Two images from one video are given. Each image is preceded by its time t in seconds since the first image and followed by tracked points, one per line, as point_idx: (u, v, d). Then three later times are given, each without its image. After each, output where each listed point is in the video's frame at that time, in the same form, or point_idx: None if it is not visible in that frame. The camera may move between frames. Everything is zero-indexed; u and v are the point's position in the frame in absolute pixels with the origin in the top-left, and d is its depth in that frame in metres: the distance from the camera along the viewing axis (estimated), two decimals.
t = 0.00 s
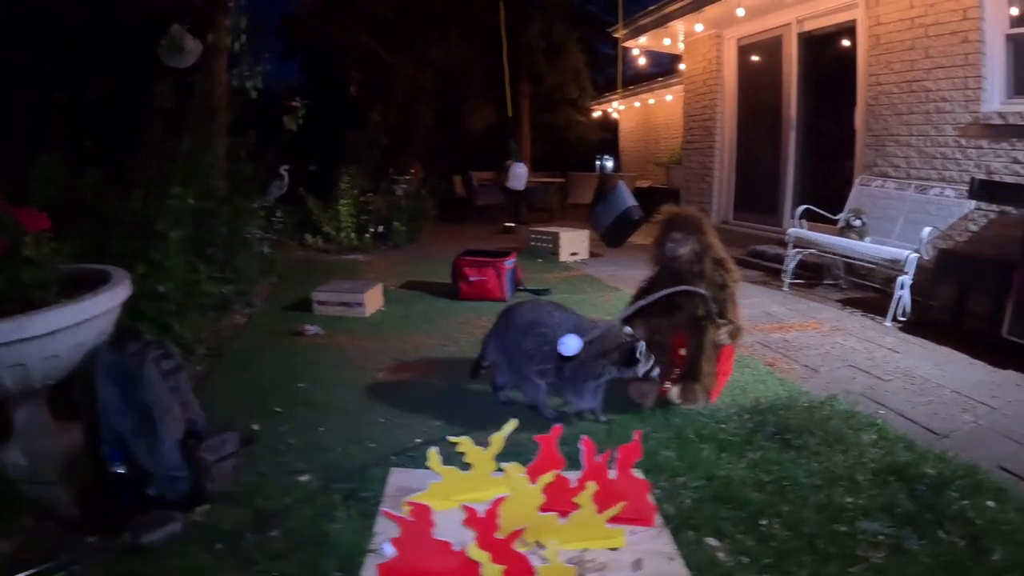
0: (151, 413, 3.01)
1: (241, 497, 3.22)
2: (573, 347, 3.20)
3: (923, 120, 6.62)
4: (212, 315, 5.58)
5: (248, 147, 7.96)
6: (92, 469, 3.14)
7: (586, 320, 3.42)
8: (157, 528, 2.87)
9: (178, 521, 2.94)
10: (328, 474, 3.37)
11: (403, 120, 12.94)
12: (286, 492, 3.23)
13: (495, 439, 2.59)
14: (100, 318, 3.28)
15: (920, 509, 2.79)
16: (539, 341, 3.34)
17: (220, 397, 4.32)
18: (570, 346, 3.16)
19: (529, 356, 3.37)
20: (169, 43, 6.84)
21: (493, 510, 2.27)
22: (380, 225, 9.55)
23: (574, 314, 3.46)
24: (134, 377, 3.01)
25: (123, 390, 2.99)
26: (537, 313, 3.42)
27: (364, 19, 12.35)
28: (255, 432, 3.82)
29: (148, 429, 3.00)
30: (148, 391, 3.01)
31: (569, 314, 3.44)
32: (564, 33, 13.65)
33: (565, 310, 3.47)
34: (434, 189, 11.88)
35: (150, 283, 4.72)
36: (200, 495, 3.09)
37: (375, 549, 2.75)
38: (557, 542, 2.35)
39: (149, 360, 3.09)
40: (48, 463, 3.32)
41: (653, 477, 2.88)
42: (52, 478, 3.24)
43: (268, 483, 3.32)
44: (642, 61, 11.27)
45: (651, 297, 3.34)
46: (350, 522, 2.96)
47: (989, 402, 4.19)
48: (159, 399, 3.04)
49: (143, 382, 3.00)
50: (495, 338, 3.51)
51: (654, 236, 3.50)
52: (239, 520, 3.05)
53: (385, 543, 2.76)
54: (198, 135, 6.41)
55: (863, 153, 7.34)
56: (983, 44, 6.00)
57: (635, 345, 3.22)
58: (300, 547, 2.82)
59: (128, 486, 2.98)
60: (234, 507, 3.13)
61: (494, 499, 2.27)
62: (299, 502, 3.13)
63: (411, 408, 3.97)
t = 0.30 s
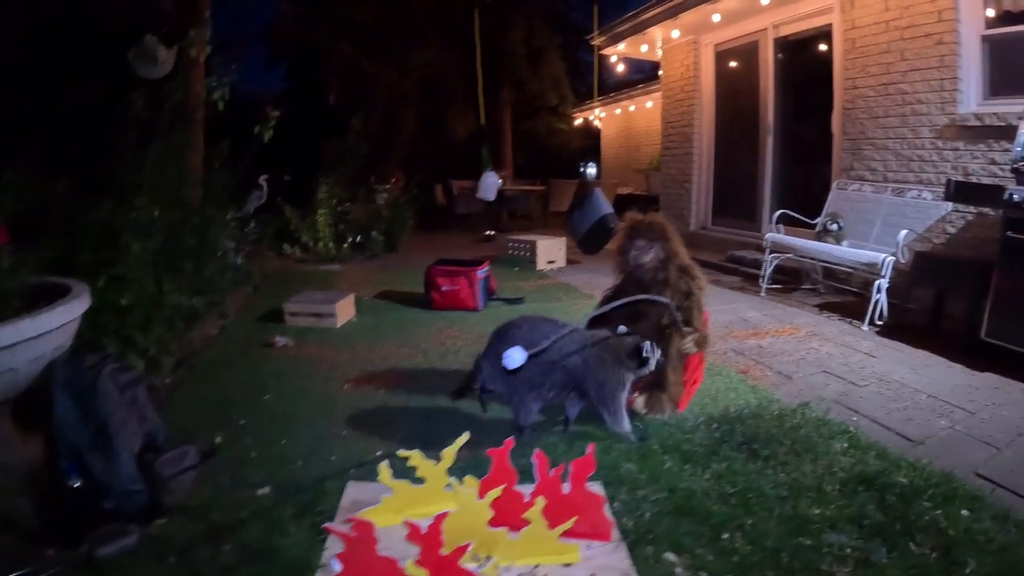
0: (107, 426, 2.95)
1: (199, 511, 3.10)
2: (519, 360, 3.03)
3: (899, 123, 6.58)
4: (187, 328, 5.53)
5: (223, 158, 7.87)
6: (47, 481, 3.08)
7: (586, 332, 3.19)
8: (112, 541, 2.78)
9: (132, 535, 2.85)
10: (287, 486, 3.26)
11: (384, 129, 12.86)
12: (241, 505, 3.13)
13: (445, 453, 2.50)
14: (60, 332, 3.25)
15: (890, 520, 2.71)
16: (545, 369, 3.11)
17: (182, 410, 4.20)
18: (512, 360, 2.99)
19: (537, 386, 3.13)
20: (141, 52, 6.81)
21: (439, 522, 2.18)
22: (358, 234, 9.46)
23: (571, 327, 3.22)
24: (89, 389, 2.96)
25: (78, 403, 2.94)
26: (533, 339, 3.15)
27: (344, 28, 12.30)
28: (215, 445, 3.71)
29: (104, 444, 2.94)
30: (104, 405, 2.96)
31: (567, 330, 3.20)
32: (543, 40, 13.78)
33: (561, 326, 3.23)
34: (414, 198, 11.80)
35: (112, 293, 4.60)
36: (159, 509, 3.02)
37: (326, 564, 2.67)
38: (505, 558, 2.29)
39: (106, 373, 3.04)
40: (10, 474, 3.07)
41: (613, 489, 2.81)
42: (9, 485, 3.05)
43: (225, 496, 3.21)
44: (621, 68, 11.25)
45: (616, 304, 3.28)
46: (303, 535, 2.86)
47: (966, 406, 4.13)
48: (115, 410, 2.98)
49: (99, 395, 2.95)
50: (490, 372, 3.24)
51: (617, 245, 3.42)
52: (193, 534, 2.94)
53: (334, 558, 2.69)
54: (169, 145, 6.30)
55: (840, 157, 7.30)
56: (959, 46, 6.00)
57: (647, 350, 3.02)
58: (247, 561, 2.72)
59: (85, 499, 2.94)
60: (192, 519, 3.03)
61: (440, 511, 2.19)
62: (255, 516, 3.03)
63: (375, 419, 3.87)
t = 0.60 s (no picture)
0: (62, 437, 2.81)
1: (153, 524, 3.01)
2: (463, 375, 2.51)
3: (878, 127, 6.55)
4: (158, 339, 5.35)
5: (200, 168, 7.77)
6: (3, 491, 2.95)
7: (563, 338, 3.11)
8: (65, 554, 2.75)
9: (88, 547, 2.81)
10: (246, 498, 3.17)
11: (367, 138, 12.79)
12: (197, 518, 3.03)
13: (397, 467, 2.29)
14: (14, 344, 3.00)
15: (861, 533, 2.63)
16: (523, 380, 3.02)
17: (146, 421, 4.09)
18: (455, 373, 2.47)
19: (517, 399, 3.05)
20: (115, 63, 6.61)
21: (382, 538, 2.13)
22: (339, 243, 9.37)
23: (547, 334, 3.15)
24: (44, 398, 2.82)
25: (33, 411, 2.82)
26: (508, 351, 3.05)
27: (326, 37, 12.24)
28: (176, 457, 3.61)
29: (58, 454, 2.81)
30: (58, 413, 2.82)
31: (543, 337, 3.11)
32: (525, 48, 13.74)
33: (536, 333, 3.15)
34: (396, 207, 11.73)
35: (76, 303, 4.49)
36: (115, 521, 2.94)
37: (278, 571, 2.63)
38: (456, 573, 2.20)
39: (63, 383, 2.90)
40: None
41: (573, 503, 2.75)
42: None
43: (182, 510, 3.11)
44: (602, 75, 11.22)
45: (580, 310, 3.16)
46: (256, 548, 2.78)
47: (945, 412, 4.06)
48: (70, 421, 2.85)
49: (55, 404, 2.82)
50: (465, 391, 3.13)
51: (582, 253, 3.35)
52: (148, 547, 2.85)
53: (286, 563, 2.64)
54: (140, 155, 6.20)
55: (820, 162, 7.26)
56: (938, 48, 5.96)
57: (624, 344, 2.93)
58: None
59: (42, 509, 2.86)
60: (148, 531, 2.96)
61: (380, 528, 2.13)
62: (209, 529, 2.93)
63: (339, 430, 3.77)
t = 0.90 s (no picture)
0: (36, 447, 2.80)
1: (127, 534, 2.94)
2: (430, 388, 2.42)
3: (868, 134, 6.52)
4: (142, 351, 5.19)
5: (188, 178, 7.71)
6: None
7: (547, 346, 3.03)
8: (37, 564, 2.68)
9: (61, 556, 2.74)
10: (221, 510, 3.10)
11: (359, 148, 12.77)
12: (170, 529, 2.96)
13: (366, 480, 2.24)
14: None
15: (845, 548, 2.58)
16: (501, 387, 2.95)
17: (124, 432, 4.01)
18: (420, 387, 2.38)
19: (497, 408, 2.97)
20: (100, 72, 6.15)
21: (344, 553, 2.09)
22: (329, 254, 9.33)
23: (534, 344, 3.08)
24: (18, 408, 2.80)
25: (5, 420, 2.76)
26: (492, 358, 3.02)
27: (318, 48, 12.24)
28: (153, 468, 3.54)
29: (32, 463, 2.79)
30: (34, 423, 2.81)
31: (528, 346, 3.05)
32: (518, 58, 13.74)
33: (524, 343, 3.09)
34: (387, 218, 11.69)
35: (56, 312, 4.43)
36: (88, 531, 2.89)
37: None
38: None
39: (38, 394, 2.88)
40: None
41: (548, 518, 2.71)
42: None
43: (155, 520, 3.04)
44: (594, 84, 11.22)
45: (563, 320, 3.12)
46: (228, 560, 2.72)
47: (935, 422, 4.01)
48: (45, 430, 2.85)
49: (30, 413, 2.81)
50: (452, 399, 3.10)
51: (561, 263, 3.33)
52: (121, 556, 2.78)
53: None
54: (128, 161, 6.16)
55: (811, 170, 7.23)
56: (927, 54, 5.94)
57: (596, 348, 2.79)
58: None
59: (13, 520, 2.77)
60: (122, 541, 2.89)
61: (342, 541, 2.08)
62: (182, 541, 2.85)
63: (318, 442, 3.70)
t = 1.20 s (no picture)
0: (26, 441, 2.80)
1: (116, 528, 2.92)
2: (416, 383, 2.36)
3: (865, 132, 6.50)
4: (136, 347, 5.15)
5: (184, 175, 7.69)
6: None
7: (538, 344, 3.02)
8: (26, 558, 2.65)
9: (50, 550, 2.72)
10: (210, 505, 3.08)
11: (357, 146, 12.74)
12: (158, 525, 2.94)
13: (355, 476, 2.26)
14: None
15: (837, 548, 2.56)
16: (488, 381, 2.93)
17: (115, 429, 3.98)
18: (405, 382, 2.32)
19: (485, 403, 2.94)
20: (96, 69, 6.11)
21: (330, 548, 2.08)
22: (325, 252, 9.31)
23: (528, 342, 3.08)
24: (8, 404, 2.80)
25: None
26: (483, 352, 3.00)
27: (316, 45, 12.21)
28: (144, 463, 3.51)
29: (21, 459, 2.78)
30: (24, 418, 2.81)
31: (520, 342, 3.05)
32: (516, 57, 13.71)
33: (517, 341, 3.08)
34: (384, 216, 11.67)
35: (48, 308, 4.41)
36: (78, 525, 2.87)
37: None
38: None
39: (27, 389, 2.88)
40: None
41: (537, 516, 2.69)
42: None
43: (145, 515, 3.02)
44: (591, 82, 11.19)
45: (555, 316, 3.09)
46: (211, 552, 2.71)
47: (931, 421, 3.99)
48: (35, 425, 2.84)
49: (20, 409, 2.81)
50: (443, 394, 3.08)
51: (555, 260, 3.33)
52: (109, 552, 2.76)
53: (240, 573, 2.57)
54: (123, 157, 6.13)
55: (808, 168, 7.21)
56: (924, 53, 5.92)
57: (574, 344, 2.78)
58: None
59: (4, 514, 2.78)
60: (111, 536, 2.87)
61: (327, 535, 2.08)
62: (170, 537, 2.82)
63: (309, 439, 3.67)
